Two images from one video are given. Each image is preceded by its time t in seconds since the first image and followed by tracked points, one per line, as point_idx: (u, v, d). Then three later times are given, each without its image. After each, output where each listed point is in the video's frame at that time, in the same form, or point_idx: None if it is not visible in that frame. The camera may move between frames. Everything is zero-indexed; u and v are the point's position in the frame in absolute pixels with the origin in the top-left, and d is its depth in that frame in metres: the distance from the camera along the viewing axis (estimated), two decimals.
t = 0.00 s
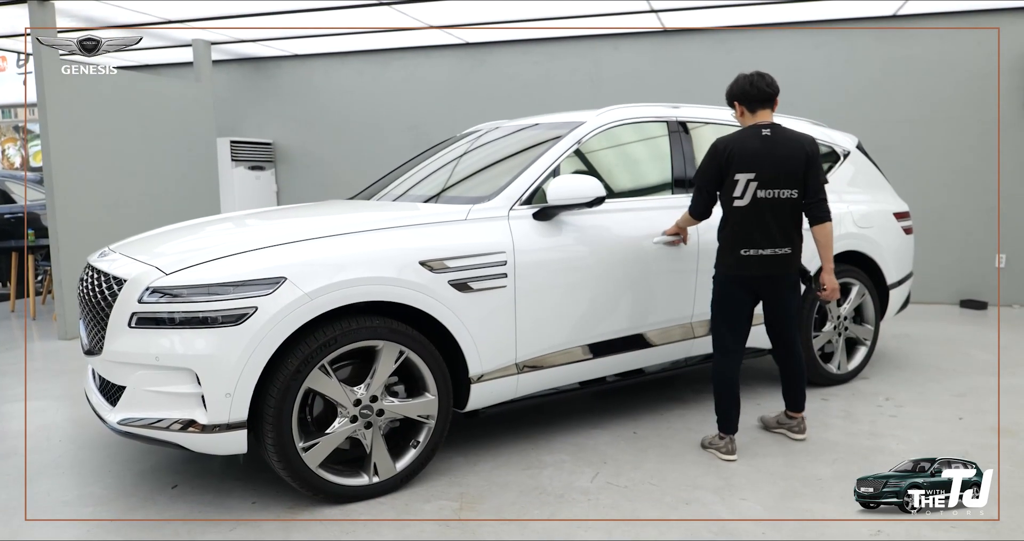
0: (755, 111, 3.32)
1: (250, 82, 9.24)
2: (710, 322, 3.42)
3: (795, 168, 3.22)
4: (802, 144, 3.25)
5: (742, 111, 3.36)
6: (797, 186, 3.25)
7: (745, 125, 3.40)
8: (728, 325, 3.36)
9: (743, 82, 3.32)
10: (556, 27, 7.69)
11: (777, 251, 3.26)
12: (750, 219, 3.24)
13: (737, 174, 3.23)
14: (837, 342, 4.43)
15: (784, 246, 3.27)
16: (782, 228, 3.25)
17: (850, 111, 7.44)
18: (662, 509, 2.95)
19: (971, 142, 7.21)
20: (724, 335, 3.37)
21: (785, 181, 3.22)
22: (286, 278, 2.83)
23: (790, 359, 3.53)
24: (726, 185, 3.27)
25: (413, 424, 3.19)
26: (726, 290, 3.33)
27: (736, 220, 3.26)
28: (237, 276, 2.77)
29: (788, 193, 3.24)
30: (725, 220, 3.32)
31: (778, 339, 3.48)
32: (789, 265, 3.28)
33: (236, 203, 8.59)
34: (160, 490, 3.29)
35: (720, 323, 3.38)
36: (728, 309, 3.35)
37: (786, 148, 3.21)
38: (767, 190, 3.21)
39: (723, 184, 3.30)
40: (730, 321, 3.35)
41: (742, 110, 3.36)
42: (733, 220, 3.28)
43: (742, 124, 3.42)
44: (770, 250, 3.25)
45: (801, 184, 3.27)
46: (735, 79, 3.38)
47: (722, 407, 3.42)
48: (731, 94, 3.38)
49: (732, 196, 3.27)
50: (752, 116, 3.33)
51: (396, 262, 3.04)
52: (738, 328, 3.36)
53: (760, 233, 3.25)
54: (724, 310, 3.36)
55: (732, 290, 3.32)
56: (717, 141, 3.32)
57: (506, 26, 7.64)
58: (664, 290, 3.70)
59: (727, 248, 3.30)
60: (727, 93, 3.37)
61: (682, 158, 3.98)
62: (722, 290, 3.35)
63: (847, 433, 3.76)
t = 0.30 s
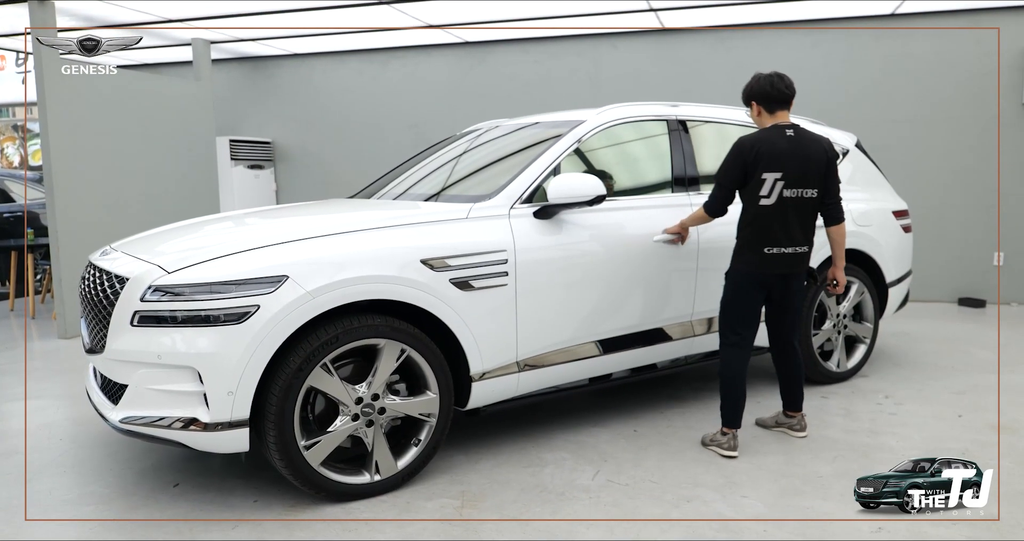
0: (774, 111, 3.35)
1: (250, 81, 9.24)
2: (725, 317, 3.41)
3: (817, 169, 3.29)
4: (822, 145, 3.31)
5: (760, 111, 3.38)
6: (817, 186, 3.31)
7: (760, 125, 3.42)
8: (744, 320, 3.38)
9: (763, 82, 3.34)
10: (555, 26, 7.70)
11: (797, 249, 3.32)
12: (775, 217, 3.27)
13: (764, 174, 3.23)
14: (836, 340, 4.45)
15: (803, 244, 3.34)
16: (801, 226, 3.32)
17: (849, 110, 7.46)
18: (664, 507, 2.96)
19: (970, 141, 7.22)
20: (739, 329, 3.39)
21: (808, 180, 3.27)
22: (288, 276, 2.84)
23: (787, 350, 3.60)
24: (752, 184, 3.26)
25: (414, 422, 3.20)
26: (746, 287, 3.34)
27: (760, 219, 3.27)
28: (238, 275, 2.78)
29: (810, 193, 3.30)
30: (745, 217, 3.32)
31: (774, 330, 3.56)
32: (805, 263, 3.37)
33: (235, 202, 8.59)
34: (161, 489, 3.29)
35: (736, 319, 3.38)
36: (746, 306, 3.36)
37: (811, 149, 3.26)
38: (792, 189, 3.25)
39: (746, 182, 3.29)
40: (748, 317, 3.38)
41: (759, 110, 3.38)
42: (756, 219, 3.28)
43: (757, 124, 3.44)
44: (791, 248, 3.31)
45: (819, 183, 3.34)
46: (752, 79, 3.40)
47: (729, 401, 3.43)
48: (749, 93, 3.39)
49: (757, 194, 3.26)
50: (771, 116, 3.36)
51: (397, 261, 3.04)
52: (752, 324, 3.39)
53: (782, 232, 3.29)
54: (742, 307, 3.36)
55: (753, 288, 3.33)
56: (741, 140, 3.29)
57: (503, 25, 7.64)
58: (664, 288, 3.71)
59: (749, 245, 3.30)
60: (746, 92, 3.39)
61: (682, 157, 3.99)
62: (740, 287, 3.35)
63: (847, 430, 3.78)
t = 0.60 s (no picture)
0: (792, 109, 3.39)
1: (249, 81, 9.24)
2: (747, 315, 3.43)
3: (838, 165, 3.37)
4: (839, 141, 3.40)
5: (778, 107, 3.42)
6: (837, 182, 3.39)
7: (775, 122, 3.46)
8: (766, 316, 3.41)
9: (785, 80, 3.38)
10: (554, 26, 7.71)
11: (822, 245, 3.38)
12: (802, 214, 3.31)
13: (792, 172, 3.27)
14: (835, 339, 4.46)
15: (826, 240, 3.41)
16: (825, 222, 3.39)
17: (848, 110, 7.47)
18: (665, 505, 2.97)
19: (969, 140, 7.24)
20: (759, 325, 3.42)
21: (831, 177, 3.34)
22: (290, 275, 2.84)
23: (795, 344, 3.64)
24: (778, 182, 3.29)
25: (416, 421, 3.20)
26: (771, 284, 3.36)
27: (787, 216, 3.31)
28: (240, 274, 2.79)
29: (831, 189, 3.37)
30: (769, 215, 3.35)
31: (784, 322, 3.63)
32: (828, 258, 3.44)
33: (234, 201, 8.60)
34: (163, 488, 3.29)
35: (759, 316, 3.41)
36: (770, 302, 3.39)
37: (832, 146, 3.33)
38: (818, 185, 3.31)
39: (771, 181, 3.32)
40: (770, 313, 3.41)
41: (778, 107, 3.41)
42: (783, 216, 3.31)
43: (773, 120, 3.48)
44: (817, 244, 3.36)
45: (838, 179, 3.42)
46: (773, 76, 3.43)
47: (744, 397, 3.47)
48: (768, 89, 3.42)
49: (785, 192, 3.30)
50: (789, 114, 3.40)
51: (399, 260, 3.05)
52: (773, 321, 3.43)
53: (810, 228, 3.33)
54: (767, 304, 3.39)
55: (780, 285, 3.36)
56: (764, 139, 3.30)
57: (503, 25, 7.66)
58: (665, 287, 3.72)
59: (778, 243, 3.32)
60: (767, 88, 3.41)
61: (682, 156, 4.00)
62: (765, 284, 3.37)
63: (847, 429, 3.79)
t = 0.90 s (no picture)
0: (805, 109, 3.49)
1: (247, 81, 9.24)
2: (766, 312, 3.50)
3: (852, 163, 3.47)
4: (851, 140, 3.50)
5: (790, 107, 3.51)
6: (851, 180, 3.49)
7: (788, 121, 3.55)
8: (785, 313, 3.48)
9: (799, 81, 3.47)
10: (553, 26, 7.72)
11: (842, 242, 3.47)
12: (823, 213, 3.40)
13: (810, 171, 3.35)
14: (834, 338, 4.48)
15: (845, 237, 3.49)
16: (844, 220, 3.48)
17: (846, 110, 7.49)
18: (666, 504, 2.99)
19: (969, 140, 7.27)
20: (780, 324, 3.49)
21: (846, 175, 3.44)
22: (292, 275, 2.85)
23: (802, 345, 3.73)
24: (797, 181, 3.37)
25: (417, 420, 3.21)
26: (793, 282, 3.43)
27: (808, 215, 3.39)
28: (242, 274, 2.79)
29: (848, 187, 3.47)
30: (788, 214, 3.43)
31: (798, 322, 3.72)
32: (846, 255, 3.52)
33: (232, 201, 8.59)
34: (164, 488, 3.29)
35: (778, 312, 3.48)
36: (792, 300, 3.45)
37: (846, 144, 3.43)
38: (836, 184, 3.41)
39: (788, 181, 3.39)
40: (791, 310, 3.47)
41: (790, 106, 3.50)
42: (804, 215, 3.39)
43: (783, 120, 3.57)
44: (838, 242, 3.45)
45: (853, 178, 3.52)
46: (785, 77, 3.52)
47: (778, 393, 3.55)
48: (781, 90, 3.51)
49: (806, 192, 3.38)
50: (801, 114, 3.50)
51: (400, 260, 3.05)
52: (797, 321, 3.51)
53: (831, 227, 3.42)
54: (788, 301, 3.46)
55: (802, 282, 3.43)
56: (779, 139, 3.37)
57: (503, 26, 7.67)
58: (668, 286, 3.74)
59: (802, 243, 3.39)
60: (779, 88, 3.50)
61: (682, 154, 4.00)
62: (787, 282, 3.44)
63: (846, 428, 3.81)
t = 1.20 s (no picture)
0: (808, 109, 3.51)
1: (245, 81, 9.23)
2: (785, 315, 3.55)
3: (856, 162, 3.52)
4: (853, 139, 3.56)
5: (794, 108, 3.53)
6: (856, 178, 3.54)
7: (791, 123, 3.57)
8: (798, 313, 3.52)
9: (801, 83, 3.49)
10: (551, 26, 7.73)
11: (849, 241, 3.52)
12: (831, 212, 3.45)
13: (819, 171, 3.39)
14: (834, 338, 4.50)
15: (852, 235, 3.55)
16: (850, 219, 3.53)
17: (844, 111, 7.52)
18: (668, 503, 3.00)
19: (968, 140, 7.29)
20: (801, 329, 3.54)
21: (852, 173, 3.50)
22: (294, 275, 2.85)
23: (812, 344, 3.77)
24: (808, 180, 3.40)
25: (419, 420, 3.22)
26: (806, 282, 3.48)
27: (817, 215, 3.43)
28: (244, 274, 2.80)
29: (853, 186, 3.52)
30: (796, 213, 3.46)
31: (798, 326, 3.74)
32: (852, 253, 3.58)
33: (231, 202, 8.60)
34: (166, 487, 3.30)
35: (795, 315, 3.53)
36: (806, 300, 3.50)
37: (849, 144, 3.48)
38: (843, 183, 3.45)
39: (797, 180, 3.42)
40: (806, 311, 3.51)
41: (794, 107, 3.52)
42: (814, 215, 3.43)
43: (787, 122, 3.59)
44: (846, 241, 3.50)
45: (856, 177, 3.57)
46: (785, 81, 3.54)
47: (816, 394, 3.56)
48: (782, 93, 3.54)
49: (815, 192, 3.42)
50: (805, 114, 3.52)
51: (401, 260, 3.06)
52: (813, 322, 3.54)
53: (839, 225, 3.47)
54: (802, 301, 3.50)
55: (812, 281, 3.48)
56: (789, 138, 3.40)
57: (502, 26, 7.69)
58: (671, 288, 3.75)
59: (813, 243, 3.44)
60: (783, 91, 3.53)
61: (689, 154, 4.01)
62: (800, 282, 3.49)
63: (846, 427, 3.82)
